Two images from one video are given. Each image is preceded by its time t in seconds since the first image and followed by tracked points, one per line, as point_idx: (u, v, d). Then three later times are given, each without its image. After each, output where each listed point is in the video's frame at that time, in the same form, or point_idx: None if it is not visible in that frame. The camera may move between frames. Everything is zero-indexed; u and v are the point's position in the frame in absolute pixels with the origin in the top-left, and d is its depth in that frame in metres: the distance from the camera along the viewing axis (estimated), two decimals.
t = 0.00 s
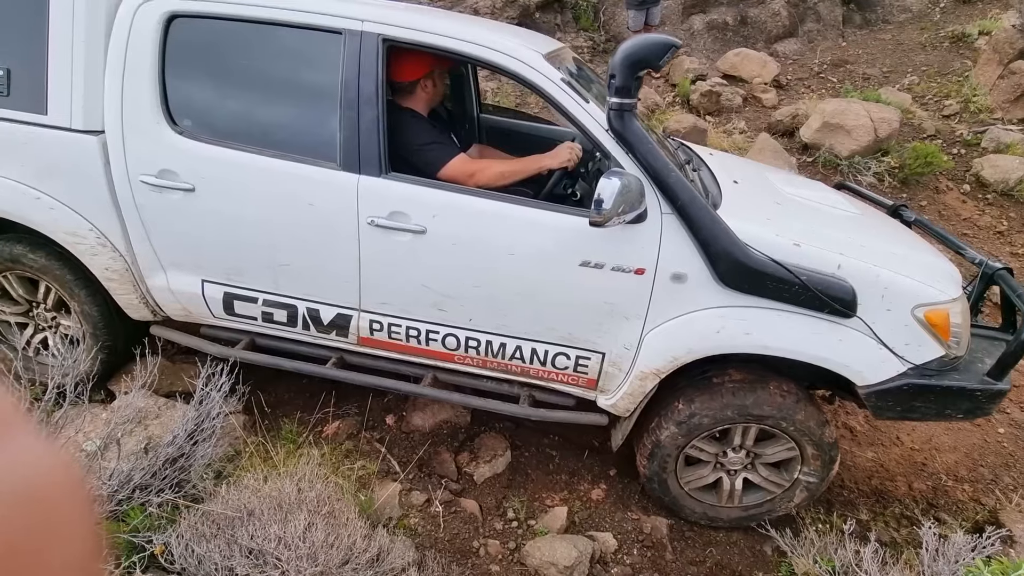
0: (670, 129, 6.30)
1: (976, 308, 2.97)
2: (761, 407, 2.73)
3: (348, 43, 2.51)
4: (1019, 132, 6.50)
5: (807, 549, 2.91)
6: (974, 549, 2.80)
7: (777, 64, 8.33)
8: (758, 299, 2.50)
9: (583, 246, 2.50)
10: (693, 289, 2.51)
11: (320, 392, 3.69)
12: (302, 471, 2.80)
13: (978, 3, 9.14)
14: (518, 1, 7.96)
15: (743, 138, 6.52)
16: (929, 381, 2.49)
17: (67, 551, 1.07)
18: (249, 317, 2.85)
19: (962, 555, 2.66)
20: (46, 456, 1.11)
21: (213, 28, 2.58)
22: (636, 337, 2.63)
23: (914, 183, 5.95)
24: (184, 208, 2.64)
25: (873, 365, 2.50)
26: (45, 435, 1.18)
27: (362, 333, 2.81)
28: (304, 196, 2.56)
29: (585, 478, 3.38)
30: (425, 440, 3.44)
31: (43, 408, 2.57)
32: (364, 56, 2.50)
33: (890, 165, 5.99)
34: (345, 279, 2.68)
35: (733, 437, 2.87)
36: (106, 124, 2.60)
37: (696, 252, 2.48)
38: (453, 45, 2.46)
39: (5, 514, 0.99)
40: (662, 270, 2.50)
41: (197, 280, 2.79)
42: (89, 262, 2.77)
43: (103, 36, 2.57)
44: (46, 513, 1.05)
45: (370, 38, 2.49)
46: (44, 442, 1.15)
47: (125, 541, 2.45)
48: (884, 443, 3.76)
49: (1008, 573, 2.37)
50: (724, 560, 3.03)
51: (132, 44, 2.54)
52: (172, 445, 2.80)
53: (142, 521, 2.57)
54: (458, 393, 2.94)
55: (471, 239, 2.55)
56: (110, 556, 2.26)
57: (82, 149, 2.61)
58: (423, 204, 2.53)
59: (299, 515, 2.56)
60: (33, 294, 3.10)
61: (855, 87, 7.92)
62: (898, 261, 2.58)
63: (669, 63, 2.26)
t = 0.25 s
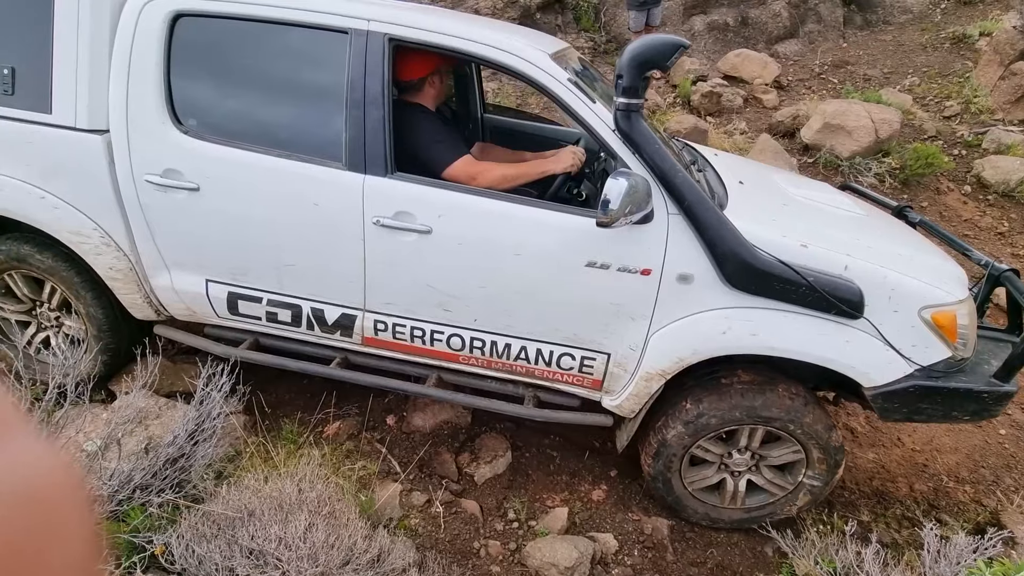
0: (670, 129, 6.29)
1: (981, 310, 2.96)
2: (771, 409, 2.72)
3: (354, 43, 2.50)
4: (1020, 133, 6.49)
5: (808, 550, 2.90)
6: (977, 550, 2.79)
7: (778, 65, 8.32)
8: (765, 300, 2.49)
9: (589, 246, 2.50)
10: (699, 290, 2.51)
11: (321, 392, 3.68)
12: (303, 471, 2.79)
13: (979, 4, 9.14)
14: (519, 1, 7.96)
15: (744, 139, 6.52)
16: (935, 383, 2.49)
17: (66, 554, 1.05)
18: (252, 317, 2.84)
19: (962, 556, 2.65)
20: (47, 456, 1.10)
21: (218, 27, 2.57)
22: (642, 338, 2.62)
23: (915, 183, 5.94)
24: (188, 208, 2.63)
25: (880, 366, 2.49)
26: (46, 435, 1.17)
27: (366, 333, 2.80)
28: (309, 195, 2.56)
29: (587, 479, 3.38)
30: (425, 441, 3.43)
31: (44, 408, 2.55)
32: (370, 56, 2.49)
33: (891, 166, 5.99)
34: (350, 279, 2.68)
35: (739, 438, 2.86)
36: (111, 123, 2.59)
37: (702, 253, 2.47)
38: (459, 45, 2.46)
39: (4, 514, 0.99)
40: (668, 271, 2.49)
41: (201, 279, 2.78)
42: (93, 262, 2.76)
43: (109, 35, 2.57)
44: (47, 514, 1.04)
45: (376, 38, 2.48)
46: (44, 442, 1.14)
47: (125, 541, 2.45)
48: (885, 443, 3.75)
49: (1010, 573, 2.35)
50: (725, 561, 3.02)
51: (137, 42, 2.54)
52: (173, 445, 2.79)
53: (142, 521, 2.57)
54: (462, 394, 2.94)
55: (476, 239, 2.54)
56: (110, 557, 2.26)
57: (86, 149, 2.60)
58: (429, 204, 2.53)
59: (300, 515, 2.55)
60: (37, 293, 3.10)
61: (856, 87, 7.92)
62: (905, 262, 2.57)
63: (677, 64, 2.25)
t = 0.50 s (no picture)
0: (672, 129, 6.29)
1: (984, 311, 2.96)
2: (775, 410, 2.72)
3: (357, 43, 2.50)
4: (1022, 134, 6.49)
5: (808, 551, 2.90)
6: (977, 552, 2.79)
7: (779, 66, 8.32)
8: (768, 301, 2.49)
9: (592, 247, 2.50)
10: (702, 290, 2.51)
11: (322, 392, 3.68)
12: (303, 471, 2.79)
13: (981, 5, 9.13)
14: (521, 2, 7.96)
15: (745, 140, 6.52)
16: (939, 384, 2.49)
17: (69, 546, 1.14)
18: (255, 317, 2.84)
19: (964, 558, 2.66)
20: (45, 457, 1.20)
21: (221, 27, 2.57)
22: (644, 338, 2.62)
23: (916, 184, 5.94)
24: (191, 208, 2.63)
25: (883, 367, 2.49)
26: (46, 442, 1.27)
27: (368, 333, 2.81)
28: (312, 196, 2.56)
29: (587, 479, 3.38)
30: (426, 441, 3.43)
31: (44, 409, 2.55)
32: (374, 56, 2.49)
33: (893, 167, 5.98)
34: (353, 279, 2.68)
35: (743, 439, 2.86)
36: (114, 122, 2.60)
37: (705, 254, 2.47)
38: (463, 46, 2.46)
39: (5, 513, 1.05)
40: (671, 272, 2.49)
41: (204, 279, 2.78)
42: (96, 261, 2.77)
43: (112, 35, 2.57)
44: (49, 508, 1.13)
45: (380, 38, 2.49)
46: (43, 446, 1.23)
47: (125, 541, 2.46)
48: (886, 445, 3.75)
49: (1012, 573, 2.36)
50: (725, 562, 3.02)
51: (140, 42, 2.54)
52: (174, 445, 2.80)
53: (143, 521, 2.57)
54: (464, 394, 2.94)
55: (479, 239, 2.54)
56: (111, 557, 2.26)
57: (89, 149, 2.61)
58: (432, 204, 2.53)
59: (301, 515, 2.55)
60: (40, 293, 3.10)
61: (858, 88, 7.91)
62: (908, 263, 2.57)
63: (681, 64, 2.25)
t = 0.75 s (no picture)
0: (673, 130, 6.28)
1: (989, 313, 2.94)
2: (785, 413, 2.71)
3: (364, 41, 2.49)
4: None
5: (809, 552, 2.88)
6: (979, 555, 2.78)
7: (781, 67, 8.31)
8: (774, 302, 2.48)
9: (599, 247, 2.49)
10: (708, 291, 2.50)
11: (322, 391, 3.67)
12: (304, 469, 2.77)
13: (983, 7, 9.12)
14: (523, 2, 7.96)
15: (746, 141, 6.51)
16: (945, 387, 2.47)
17: (65, 557, 0.96)
18: (259, 315, 2.83)
19: (965, 560, 2.64)
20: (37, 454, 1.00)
21: (227, 24, 2.56)
22: (650, 339, 2.61)
23: (918, 186, 5.93)
24: (196, 205, 2.62)
25: (888, 369, 2.48)
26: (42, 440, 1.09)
27: (372, 332, 2.80)
28: (318, 194, 2.55)
29: (587, 479, 3.37)
30: (426, 440, 3.42)
31: (45, 405, 2.53)
32: (381, 54, 2.49)
33: (894, 169, 5.97)
34: (357, 278, 2.67)
35: (749, 441, 2.84)
36: (119, 119, 2.59)
37: (712, 254, 2.46)
38: (470, 44, 2.45)
39: None
40: (677, 272, 2.48)
41: (208, 277, 2.77)
42: (101, 259, 2.76)
43: (117, 32, 2.56)
44: (42, 514, 0.94)
45: (386, 35, 2.48)
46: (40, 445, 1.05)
47: (125, 539, 2.45)
48: (886, 446, 3.74)
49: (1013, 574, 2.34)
50: (725, 563, 3.01)
51: (146, 39, 2.53)
52: (174, 442, 2.79)
53: (143, 519, 2.56)
54: (468, 394, 2.93)
55: (484, 238, 2.53)
56: (110, 556, 2.25)
57: (94, 146, 2.60)
58: (437, 203, 2.52)
59: (300, 514, 2.54)
60: (44, 289, 3.09)
61: (860, 90, 7.90)
62: (915, 265, 2.56)
63: (689, 64, 2.24)
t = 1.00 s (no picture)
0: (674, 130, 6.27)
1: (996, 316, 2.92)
2: (797, 418, 2.69)
3: (371, 42, 2.48)
4: None
5: (810, 554, 2.86)
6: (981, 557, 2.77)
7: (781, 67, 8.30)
8: (782, 305, 2.47)
9: (606, 249, 2.47)
10: (716, 293, 2.48)
11: (322, 391, 3.65)
12: (304, 469, 2.76)
13: (985, 8, 9.11)
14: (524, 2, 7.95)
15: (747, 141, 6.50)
16: (953, 391, 2.45)
17: (61, 555, 1.01)
18: (264, 316, 2.82)
19: (967, 562, 2.63)
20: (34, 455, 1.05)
21: (233, 23, 2.55)
22: (657, 341, 2.60)
23: (919, 187, 5.92)
24: (201, 206, 2.61)
25: (897, 373, 2.46)
26: (43, 440, 1.15)
27: (378, 334, 2.79)
28: (324, 194, 2.54)
29: (587, 480, 3.36)
30: (426, 441, 3.41)
31: (46, 404, 2.51)
32: (388, 54, 2.47)
33: (895, 170, 5.96)
34: (363, 279, 2.66)
35: (757, 443, 2.83)
36: (124, 119, 2.57)
37: (720, 257, 2.45)
38: (478, 45, 2.44)
39: None
40: (685, 275, 2.47)
41: (213, 278, 2.76)
42: (105, 259, 2.74)
43: (123, 31, 2.54)
44: (40, 514, 0.99)
45: (394, 36, 2.46)
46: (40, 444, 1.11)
47: (125, 538, 2.44)
48: (887, 448, 3.72)
49: None
50: (726, 564, 3.00)
51: (152, 38, 2.52)
52: (174, 442, 2.78)
53: (143, 518, 2.55)
54: (474, 396, 2.92)
55: (491, 239, 2.52)
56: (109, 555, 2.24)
57: (99, 146, 2.58)
58: (444, 205, 2.51)
59: (301, 514, 2.53)
60: (50, 289, 3.08)
61: (861, 91, 7.89)
62: (924, 268, 2.54)
63: (699, 66, 2.23)
